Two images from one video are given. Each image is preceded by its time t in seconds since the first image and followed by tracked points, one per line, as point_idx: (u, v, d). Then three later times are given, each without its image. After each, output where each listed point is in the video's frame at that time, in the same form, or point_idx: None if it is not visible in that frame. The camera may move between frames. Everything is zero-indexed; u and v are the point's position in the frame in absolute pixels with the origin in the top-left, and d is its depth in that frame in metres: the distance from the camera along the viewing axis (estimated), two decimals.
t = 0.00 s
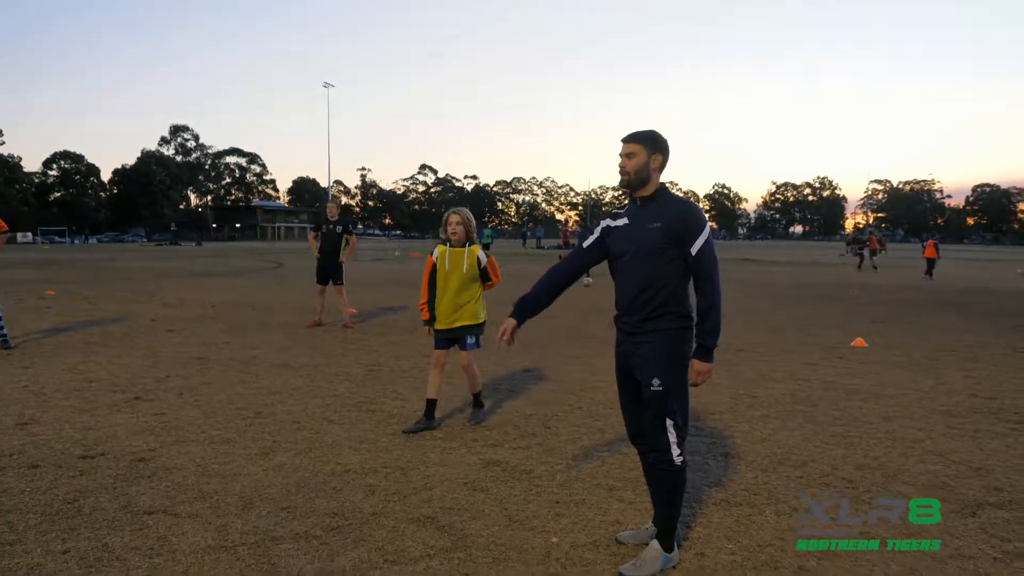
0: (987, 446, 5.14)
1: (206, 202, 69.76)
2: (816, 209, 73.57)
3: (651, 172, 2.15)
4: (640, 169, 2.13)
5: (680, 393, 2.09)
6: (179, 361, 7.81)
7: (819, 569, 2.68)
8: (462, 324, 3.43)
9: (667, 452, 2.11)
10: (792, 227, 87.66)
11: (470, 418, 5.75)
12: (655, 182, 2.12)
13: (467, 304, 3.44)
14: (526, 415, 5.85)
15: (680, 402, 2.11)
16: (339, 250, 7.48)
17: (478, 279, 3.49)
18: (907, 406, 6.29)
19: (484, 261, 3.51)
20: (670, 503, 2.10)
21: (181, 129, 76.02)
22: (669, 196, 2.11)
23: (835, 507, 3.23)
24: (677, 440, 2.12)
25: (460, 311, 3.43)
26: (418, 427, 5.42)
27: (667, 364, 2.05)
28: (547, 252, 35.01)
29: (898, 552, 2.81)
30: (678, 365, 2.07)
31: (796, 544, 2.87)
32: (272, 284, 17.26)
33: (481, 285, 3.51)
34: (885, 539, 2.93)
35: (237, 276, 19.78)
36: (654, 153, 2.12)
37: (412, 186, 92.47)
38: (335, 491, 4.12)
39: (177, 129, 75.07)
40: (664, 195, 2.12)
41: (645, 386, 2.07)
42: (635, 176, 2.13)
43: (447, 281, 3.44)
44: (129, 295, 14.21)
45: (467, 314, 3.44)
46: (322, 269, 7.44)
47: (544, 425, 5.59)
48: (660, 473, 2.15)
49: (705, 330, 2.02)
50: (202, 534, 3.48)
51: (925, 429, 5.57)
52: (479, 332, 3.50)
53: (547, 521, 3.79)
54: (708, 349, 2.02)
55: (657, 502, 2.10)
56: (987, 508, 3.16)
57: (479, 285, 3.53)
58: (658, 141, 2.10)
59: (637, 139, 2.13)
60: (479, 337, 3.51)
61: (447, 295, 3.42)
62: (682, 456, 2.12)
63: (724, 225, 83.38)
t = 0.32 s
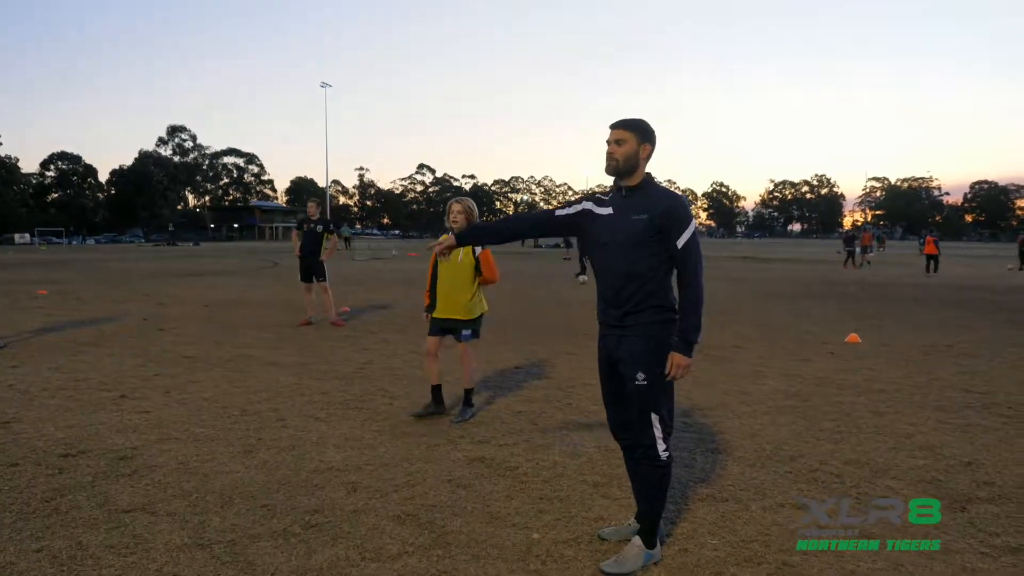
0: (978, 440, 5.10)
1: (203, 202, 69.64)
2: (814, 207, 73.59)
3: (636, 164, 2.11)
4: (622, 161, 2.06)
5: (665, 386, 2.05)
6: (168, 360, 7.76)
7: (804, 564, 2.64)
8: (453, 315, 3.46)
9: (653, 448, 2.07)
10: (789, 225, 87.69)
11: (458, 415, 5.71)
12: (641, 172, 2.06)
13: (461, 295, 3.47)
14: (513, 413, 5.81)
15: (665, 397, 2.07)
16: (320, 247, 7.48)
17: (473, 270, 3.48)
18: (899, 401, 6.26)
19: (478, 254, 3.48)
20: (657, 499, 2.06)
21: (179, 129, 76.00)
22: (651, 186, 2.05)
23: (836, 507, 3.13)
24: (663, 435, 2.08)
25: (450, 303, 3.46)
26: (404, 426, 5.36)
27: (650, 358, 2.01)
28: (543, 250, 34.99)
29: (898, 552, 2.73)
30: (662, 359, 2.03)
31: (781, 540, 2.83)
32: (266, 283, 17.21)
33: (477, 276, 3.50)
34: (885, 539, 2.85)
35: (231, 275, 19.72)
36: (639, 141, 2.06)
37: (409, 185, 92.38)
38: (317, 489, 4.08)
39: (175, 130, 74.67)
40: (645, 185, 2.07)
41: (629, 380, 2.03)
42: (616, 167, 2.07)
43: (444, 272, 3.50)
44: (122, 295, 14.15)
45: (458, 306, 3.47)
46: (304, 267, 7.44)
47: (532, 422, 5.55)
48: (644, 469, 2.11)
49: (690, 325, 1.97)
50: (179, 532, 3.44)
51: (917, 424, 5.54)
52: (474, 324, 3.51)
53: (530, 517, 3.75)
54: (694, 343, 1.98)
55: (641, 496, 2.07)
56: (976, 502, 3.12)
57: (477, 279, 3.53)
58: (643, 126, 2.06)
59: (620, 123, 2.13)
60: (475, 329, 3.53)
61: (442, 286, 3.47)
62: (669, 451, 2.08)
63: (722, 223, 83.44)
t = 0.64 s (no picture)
0: (972, 439, 5.09)
1: (204, 203, 69.67)
2: (815, 207, 73.63)
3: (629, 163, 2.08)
4: (604, 157, 2.04)
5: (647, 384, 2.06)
6: (163, 360, 7.76)
7: (789, 563, 2.62)
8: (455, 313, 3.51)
9: (636, 445, 2.06)
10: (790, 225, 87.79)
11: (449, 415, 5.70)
12: (624, 169, 2.06)
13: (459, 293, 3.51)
14: (504, 412, 5.80)
15: (649, 394, 2.07)
16: (311, 247, 7.49)
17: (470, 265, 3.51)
18: (894, 400, 6.25)
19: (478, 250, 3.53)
20: (641, 496, 2.06)
21: (180, 130, 76.14)
22: (637, 184, 2.04)
23: (832, 507, 3.11)
24: (646, 432, 2.07)
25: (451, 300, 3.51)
26: (394, 426, 5.36)
27: (635, 356, 2.01)
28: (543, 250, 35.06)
29: (898, 552, 2.71)
30: (645, 357, 2.03)
31: (767, 538, 2.82)
32: (264, 283, 17.22)
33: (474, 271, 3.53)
34: (885, 539, 2.83)
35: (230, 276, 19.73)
36: (624, 130, 2.04)
37: (410, 185, 92.49)
38: (304, 487, 4.08)
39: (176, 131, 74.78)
40: (632, 183, 2.05)
41: (612, 377, 2.03)
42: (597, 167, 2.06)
43: (441, 270, 3.54)
44: (119, 296, 14.15)
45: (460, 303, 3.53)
46: (297, 267, 7.45)
47: (523, 420, 5.55)
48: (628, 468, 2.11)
49: (676, 324, 1.98)
50: (162, 530, 3.44)
51: (910, 423, 5.52)
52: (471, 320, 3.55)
53: (516, 516, 3.75)
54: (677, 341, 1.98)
55: (623, 494, 2.06)
56: (966, 501, 3.11)
57: (476, 272, 3.58)
58: (623, 115, 2.04)
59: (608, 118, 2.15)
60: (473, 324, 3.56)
61: (439, 286, 3.52)
62: (652, 448, 2.08)
63: (723, 222, 83.63)
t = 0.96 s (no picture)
0: (978, 442, 5.06)
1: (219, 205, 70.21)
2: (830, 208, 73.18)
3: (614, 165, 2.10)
4: (580, 162, 2.11)
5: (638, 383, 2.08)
6: (173, 360, 7.84)
7: (784, 565, 2.63)
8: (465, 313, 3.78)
9: (625, 445, 2.09)
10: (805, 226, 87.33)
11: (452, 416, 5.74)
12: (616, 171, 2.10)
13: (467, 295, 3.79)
14: (507, 412, 5.83)
15: (639, 395, 2.09)
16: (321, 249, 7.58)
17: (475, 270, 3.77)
18: (900, 402, 6.23)
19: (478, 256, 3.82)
20: (630, 494, 2.08)
21: (196, 133, 76.77)
22: (629, 185, 2.07)
23: (831, 508, 3.11)
24: (636, 432, 2.10)
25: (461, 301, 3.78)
26: (398, 427, 5.41)
27: (623, 356, 2.04)
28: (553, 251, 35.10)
29: (900, 552, 2.72)
30: (633, 356, 2.06)
31: (764, 539, 2.83)
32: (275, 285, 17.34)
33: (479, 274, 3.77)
34: (886, 539, 2.84)
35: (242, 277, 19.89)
36: (609, 133, 2.07)
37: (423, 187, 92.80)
38: (307, 486, 4.12)
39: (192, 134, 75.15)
40: (624, 184, 2.09)
41: (600, 376, 2.07)
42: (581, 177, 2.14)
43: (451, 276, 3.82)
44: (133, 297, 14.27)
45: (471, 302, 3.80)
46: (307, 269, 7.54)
47: (526, 421, 5.59)
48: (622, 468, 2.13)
49: (662, 326, 1.99)
50: (167, 526, 3.46)
51: (915, 425, 5.51)
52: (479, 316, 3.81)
53: (515, 516, 3.78)
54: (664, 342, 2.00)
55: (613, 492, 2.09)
56: (969, 504, 3.10)
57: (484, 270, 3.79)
58: (601, 122, 2.08)
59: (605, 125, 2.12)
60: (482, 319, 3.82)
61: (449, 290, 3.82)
62: (642, 448, 2.10)
63: (737, 224, 83.26)
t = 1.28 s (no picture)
0: (1001, 449, 4.97)
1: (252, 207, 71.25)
2: (863, 208, 72.02)
3: (616, 172, 2.15)
4: (585, 168, 2.23)
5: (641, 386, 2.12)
6: (201, 360, 8.02)
7: (790, 568, 2.61)
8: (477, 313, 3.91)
9: (628, 447, 2.13)
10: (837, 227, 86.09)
11: (470, 417, 5.82)
12: (621, 175, 2.15)
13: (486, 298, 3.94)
14: (524, 414, 5.88)
15: (642, 397, 2.13)
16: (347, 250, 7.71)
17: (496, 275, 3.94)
18: (924, 407, 6.13)
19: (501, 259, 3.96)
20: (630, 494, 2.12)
21: (229, 137, 78.08)
22: (634, 189, 2.12)
23: (832, 508, 3.11)
24: (640, 435, 2.13)
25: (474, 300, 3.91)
26: (416, 427, 5.49)
27: (623, 358, 2.09)
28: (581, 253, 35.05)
29: (902, 552, 2.72)
30: (636, 359, 2.10)
31: (772, 542, 2.80)
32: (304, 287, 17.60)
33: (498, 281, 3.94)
34: (886, 539, 2.84)
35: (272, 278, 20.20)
36: (610, 139, 2.14)
37: (452, 189, 93.23)
38: (323, 484, 4.22)
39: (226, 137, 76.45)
40: (630, 187, 2.13)
41: (604, 377, 2.14)
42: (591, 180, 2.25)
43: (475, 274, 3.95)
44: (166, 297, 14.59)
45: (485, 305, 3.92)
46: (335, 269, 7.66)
47: (542, 422, 5.64)
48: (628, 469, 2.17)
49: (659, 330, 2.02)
50: (187, 521, 3.55)
51: (938, 431, 5.42)
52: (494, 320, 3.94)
53: (525, 516, 3.83)
54: (661, 346, 2.02)
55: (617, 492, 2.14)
56: (987, 511, 3.02)
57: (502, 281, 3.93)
58: (598, 130, 2.16)
59: (611, 133, 2.16)
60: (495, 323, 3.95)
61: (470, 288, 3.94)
62: (645, 451, 2.13)
63: (769, 224, 82.26)
